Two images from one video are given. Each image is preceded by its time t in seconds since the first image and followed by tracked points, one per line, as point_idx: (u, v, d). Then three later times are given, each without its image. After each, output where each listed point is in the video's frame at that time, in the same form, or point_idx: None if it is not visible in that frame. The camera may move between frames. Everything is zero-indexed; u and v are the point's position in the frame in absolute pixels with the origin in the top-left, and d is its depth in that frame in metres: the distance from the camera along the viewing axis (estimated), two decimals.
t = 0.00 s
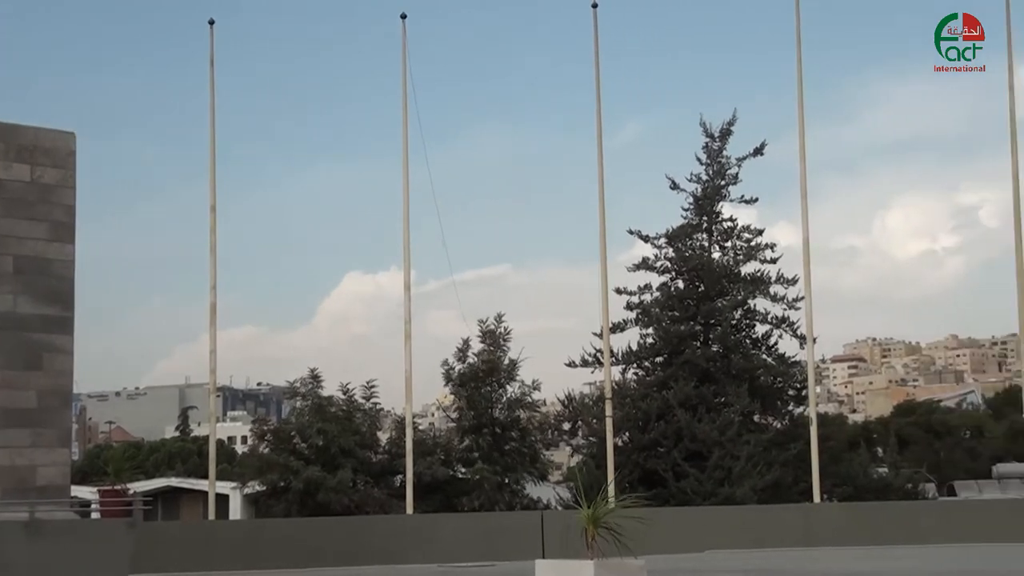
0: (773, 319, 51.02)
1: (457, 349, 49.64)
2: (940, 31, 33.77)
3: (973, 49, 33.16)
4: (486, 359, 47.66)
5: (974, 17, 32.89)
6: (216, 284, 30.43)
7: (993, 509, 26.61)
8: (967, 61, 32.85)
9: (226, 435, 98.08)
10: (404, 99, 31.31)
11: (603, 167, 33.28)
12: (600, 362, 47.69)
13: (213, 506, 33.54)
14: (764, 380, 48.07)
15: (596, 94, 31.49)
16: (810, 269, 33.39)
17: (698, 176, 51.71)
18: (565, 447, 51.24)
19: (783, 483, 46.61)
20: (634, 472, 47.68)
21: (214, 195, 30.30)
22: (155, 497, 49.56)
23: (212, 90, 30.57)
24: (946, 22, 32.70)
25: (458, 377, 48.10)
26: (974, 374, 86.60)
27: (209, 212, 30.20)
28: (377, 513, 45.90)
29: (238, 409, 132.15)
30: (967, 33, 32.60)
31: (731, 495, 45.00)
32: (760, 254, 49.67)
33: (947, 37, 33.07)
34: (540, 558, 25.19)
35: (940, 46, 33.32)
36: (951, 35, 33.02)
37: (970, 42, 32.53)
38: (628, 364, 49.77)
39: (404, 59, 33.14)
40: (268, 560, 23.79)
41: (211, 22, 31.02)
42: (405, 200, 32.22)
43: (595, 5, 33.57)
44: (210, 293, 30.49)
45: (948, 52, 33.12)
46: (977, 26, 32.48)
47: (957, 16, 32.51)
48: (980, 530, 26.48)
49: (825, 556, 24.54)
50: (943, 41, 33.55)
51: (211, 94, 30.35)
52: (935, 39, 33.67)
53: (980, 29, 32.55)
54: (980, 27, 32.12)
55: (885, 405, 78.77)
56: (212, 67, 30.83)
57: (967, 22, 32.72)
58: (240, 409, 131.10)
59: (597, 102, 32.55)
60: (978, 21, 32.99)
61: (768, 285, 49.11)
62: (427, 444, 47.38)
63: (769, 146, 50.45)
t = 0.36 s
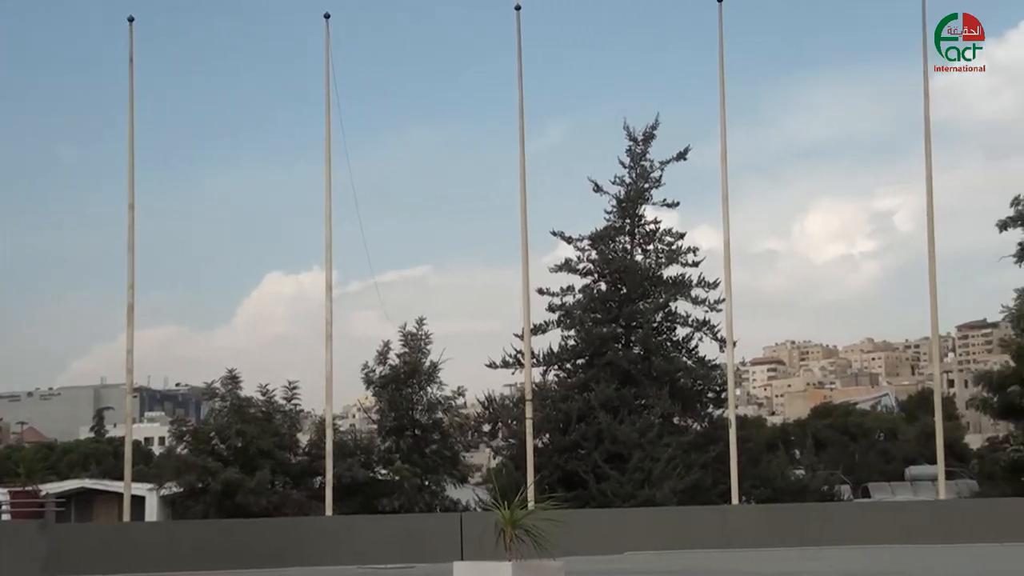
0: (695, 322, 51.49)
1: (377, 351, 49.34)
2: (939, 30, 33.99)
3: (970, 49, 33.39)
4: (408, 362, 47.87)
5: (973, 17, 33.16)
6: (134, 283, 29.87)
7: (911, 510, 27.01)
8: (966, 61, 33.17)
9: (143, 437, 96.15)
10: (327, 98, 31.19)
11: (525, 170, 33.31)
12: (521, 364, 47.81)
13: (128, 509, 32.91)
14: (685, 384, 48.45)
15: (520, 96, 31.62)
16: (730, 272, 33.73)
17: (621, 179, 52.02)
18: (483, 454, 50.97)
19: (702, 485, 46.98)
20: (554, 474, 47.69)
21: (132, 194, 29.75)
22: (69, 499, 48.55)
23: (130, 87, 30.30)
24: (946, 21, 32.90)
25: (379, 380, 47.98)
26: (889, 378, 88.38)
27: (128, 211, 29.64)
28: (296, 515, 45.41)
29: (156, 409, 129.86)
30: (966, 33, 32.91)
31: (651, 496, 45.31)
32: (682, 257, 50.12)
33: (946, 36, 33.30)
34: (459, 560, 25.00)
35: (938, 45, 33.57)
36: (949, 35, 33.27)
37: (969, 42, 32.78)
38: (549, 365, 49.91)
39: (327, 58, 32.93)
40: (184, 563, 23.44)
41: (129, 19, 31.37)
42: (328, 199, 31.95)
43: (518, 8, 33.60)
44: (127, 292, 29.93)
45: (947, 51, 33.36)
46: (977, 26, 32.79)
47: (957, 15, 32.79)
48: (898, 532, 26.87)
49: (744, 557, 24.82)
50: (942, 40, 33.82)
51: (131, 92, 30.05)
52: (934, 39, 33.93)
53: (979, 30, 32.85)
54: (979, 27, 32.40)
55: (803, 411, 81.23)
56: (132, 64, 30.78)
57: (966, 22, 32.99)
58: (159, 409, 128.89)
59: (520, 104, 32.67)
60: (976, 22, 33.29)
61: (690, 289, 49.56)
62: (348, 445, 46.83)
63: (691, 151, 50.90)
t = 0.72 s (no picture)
0: (618, 323, 51.71)
1: (298, 352, 48.81)
2: (940, 31, 34.52)
3: (970, 50, 33.88)
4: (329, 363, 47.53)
5: (974, 17, 33.68)
6: (49, 282, 29.20)
7: (830, 510, 27.24)
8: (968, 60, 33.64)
9: (60, 436, 94.45)
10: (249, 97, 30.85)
11: (448, 171, 33.13)
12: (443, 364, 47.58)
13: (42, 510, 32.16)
14: (608, 385, 48.60)
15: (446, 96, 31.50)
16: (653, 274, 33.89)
17: (545, 181, 52.08)
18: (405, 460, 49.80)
19: (625, 486, 47.11)
20: (476, 475, 47.50)
21: (50, 192, 29.07)
22: None
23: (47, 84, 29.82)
24: (947, 21, 33.47)
25: (301, 381, 47.53)
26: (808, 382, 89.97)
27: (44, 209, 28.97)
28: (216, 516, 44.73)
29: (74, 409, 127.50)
30: (967, 33, 33.43)
31: (574, 498, 45.36)
32: (606, 259, 50.32)
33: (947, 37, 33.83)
34: (381, 561, 24.34)
35: (940, 46, 34.08)
36: (950, 36, 33.80)
37: (969, 42, 33.30)
38: (472, 367, 49.78)
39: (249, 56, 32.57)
40: (99, 566, 23.11)
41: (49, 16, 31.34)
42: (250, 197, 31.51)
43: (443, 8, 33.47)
44: (43, 292, 29.24)
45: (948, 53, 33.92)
46: (977, 26, 33.31)
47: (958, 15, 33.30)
48: (817, 532, 27.08)
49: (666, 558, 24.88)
50: (942, 41, 34.33)
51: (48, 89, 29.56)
52: (936, 39, 34.46)
53: (979, 30, 33.36)
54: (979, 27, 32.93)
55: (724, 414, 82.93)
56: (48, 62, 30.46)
57: (966, 22, 33.50)
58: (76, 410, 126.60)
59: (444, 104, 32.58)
60: (977, 23, 33.81)
61: (614, 291, 49.76)
62: (269, 446, 46.37)
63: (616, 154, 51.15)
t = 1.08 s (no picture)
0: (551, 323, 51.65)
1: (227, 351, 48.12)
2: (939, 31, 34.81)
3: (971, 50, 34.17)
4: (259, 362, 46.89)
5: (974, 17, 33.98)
6: None
7: (762, 509, 27.34)
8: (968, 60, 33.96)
9: None
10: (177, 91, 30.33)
11: (381, 170, 32.81)
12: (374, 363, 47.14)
13: None
14: (540, 384, 48.52)
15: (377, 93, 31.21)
16: (586, 273, 33.85)
17: (478, 180, 51.87)
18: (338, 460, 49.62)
19: (557, 485, 47.01)
20: (409, 475, 47.18)
21: None
22: None
23: None
24: (947, 20, 33.79)
25: (231, 380, 46.90)
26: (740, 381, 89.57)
27: None
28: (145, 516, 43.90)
29: None
30: (966, 33, 33.74)
31: (506, 497, 45.17)
32: (538, 258, 50.24)
33: (946, 37, 34.15)
34: (311, 560, 23.94)
35: (939, 46, 34.38)
36: (950, 36, 34.10)
37: (970, 42, 33.62)
38: (405, 366, 49.42)
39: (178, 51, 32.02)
40: (24, 566, 22.62)
41: None
42: (180, 194, 30.94)
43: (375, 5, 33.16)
44: None
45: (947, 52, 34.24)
46: (977, 26, 33.63)
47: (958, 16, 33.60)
48: (749, 530, 27.19)
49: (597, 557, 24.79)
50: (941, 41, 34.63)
51: None
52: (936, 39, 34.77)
53: (978, 30, 33.68)
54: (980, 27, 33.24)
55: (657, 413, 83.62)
56: None
57: (966, 22, 33.78)
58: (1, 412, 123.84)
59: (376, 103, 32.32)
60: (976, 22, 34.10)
61: (547, 290, 49.68)
62: (201, 446, 45.48)
63: (548, 153, 51.12)
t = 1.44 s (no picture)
0: (521, 322, 51.61)
1: (193, 350, 47.74)
2: (939, 31, 34.99)
3: (971, 50, 34.38)
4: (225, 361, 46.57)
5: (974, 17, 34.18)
6: None
7: (730, 509, 27.37)
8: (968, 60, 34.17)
9: None
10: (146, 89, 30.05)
11: (350, 169, 32.67)
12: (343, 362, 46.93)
13: None
14: (510, 384, 48.49)
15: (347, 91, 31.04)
16: (555, 273, 33.83)
17: (448, 180, 51.75)
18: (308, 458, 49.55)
19: (526, 485, 47.04)
20: (378, 474, 47.03)
21: None
22: None
23: None
24: (948, 20, 34.02)
25: (197, 380, 46.47)
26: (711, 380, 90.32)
27: None
28: (112, 515, 43.62)
29: None
30: (967, 33, 33.97)
31: (475, 497, 45.15)
32: (508, 257, 50.20)
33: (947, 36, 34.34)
34: (281, 560, 23.83)
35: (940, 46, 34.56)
36: (950, 36, 34.31)
37: (970, 42, 33.83)
38: (375, 365, 49.22)
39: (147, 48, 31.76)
40: None
41: None
42: (149, 192, 30.69)
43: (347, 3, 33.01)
44: None
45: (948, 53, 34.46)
46: (977, 26, 33.86)
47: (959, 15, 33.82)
48: (717, 531, 27.25)
49: (565, 557, 24.71)
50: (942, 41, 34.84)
51: None
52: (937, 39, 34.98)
53: (979, 30, 33.90)
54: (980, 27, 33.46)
55: (627, 412, 83.77)
56: None
57: (967, 22, 34.00)
58: None
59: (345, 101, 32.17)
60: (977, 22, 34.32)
61: (516, 290, 49.64)
62: (168, 445, 45.29)
63: (518, 153, 51.10)
